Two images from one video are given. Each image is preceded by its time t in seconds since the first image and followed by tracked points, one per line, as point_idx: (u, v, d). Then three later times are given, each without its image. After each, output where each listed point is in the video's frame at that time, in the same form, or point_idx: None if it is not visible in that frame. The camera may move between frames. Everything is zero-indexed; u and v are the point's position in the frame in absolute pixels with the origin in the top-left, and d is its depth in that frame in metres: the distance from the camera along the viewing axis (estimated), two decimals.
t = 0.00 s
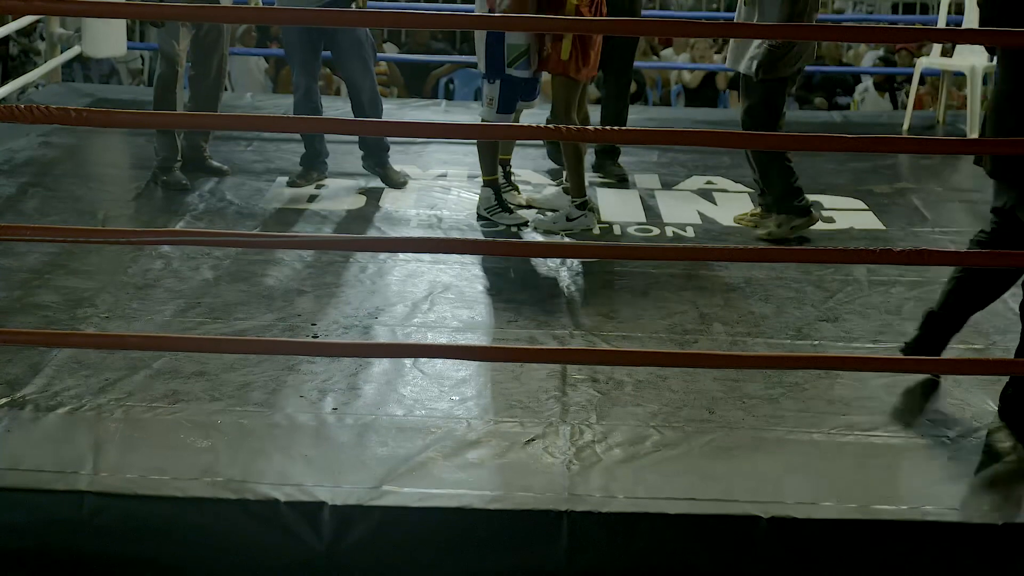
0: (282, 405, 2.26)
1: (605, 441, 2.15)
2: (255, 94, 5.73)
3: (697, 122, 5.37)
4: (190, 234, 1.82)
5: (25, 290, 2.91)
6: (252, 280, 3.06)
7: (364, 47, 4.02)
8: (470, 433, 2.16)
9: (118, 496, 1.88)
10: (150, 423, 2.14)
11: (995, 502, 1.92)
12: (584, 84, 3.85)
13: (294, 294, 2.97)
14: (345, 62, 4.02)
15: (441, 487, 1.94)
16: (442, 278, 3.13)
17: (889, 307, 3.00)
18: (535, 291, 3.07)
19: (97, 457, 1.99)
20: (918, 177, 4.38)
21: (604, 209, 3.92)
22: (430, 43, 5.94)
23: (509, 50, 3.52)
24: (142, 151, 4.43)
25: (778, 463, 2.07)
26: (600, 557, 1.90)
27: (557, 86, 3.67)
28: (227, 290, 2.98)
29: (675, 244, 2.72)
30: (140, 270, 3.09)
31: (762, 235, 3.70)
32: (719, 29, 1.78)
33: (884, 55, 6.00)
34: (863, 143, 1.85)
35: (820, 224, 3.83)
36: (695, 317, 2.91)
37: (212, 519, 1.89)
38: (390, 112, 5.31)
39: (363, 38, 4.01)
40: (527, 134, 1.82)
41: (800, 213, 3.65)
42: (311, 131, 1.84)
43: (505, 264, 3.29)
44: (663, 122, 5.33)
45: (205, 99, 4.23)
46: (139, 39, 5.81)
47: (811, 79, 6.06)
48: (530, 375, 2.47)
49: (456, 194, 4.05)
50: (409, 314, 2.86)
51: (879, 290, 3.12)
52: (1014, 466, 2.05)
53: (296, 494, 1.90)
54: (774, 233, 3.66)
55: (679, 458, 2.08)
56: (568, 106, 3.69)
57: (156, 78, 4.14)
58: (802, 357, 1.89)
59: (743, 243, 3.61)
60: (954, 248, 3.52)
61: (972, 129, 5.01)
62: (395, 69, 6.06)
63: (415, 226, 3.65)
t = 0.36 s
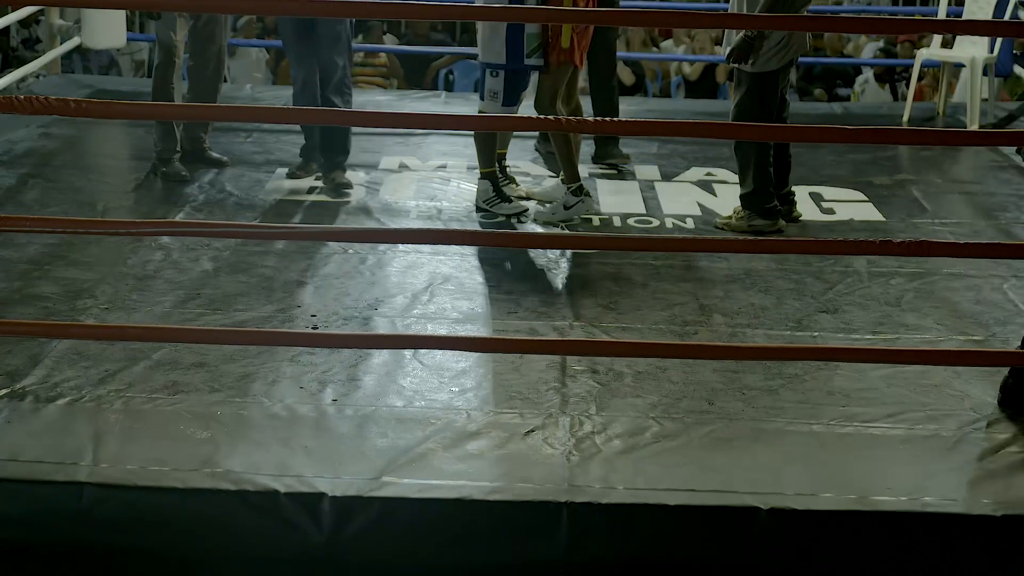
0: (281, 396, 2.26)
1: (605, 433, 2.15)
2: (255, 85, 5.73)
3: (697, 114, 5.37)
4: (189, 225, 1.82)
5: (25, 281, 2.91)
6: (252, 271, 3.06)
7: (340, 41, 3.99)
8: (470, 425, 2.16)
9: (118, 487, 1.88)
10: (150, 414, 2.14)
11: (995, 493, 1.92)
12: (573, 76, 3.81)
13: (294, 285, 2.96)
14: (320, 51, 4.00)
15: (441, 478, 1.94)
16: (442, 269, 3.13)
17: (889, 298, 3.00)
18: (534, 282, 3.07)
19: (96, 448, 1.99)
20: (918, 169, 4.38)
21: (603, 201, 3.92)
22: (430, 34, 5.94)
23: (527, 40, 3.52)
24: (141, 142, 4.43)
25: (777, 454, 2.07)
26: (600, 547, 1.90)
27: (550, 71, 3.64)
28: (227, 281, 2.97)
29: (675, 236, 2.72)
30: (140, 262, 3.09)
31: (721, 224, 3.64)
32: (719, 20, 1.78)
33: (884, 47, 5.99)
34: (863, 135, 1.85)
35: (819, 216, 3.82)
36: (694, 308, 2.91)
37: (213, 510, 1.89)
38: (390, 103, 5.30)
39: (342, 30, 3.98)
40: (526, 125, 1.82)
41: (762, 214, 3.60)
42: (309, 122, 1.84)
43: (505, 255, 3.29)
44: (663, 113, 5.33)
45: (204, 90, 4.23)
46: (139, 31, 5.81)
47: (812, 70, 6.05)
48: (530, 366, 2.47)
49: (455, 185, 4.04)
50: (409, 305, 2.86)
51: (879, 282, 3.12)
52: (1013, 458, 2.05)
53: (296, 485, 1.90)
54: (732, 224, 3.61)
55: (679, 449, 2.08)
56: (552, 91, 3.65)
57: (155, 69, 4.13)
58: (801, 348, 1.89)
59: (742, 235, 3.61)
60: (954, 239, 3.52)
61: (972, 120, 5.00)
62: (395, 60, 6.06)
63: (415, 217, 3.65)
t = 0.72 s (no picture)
0: (281, 387, 2.27)
1: (604, 424, 2.15)
2: (255, 77, 5.72)
3: (697, 105, 5.37)
4: (189, 217, 1.82)
5: (25, 273, 2.91)
6: (252, 263, 3.06)
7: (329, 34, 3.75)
8: (469, 416, 2.16)
9: (118, 479, 1.88)
10: (150, 406, 2.15)
11: (993, 484, 1.92)
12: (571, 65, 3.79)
13: (294, 277, 2.96)
14: (309, 47, 3.76)
15: (441, 469, 1.94)
16: (442, 261, 3.13)
17: (888, 290, 3.00)
18: (535, 274, 3.06)
19: (97, 440, 1.99)
20: (917, 160, 4.38)
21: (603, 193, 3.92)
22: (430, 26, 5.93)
23: (520, 32, 3.52)
24: (141, 134, 4.43)
25: (776, 445, 2.07)
26: (600, 540, 1.90)
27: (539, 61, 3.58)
28: (227, 273, 2.97)
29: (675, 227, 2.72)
30: (140, 253, 3.09)
31: (721, 216, 3.65)
32: (720, 12, 1.78)
33: (885, 39, 5.99)
34: (864, 127, 1.85)
35: (819, 207, 3.83)
36: (694, 300, 2.91)
37: (213, 502, 1.89)
38: (390, 95, 5.30)
39: (334, 25, 3.74)
40: (527, 117, 1.82)
41: (762, 206, 3.60)
42: (308, 113, 1.84)
43: (505, 247, 3.29)
44: (663, 105, 5.33)
45: (204, 82, 4.23)
46: (138, 23, 5.80)
47: (813, 61, 6.06)
48: (530, 358, 2.47)
49: (455, 176, 4.04)
50: (407, 297, 2.86)
51: (879, 274, 3.12)
52: (1011, 449, 2.05)
53: (296, 477, 1.90)
54: (733, 216, 3.62)
55: (678, 441, 2.08)
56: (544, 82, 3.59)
57: (154, 61, 4.13)
58: (799, 340, 1.89)
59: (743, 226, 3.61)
60: (954, 231, 3.52)
61: (972, 112, 5.00)
62: (394, 52, 6.06)
63: (415, 209, 3.65)
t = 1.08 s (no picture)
0: (281, 380, 2.27)
1: (604, 417, 2.15)
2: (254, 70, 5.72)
3: (696, 98, 5.37)
4: (189, 209, 1.82)
5: (24, 266, 2.91)
6: (252, 256, 3.05)
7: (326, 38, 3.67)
8: (469, 409, 2.16)
9: (118, 472, 1.88)
10: (149, 399, 2.15)
11: (992, 477, 1.92)
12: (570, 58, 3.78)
13: (294, 270, 2.96)
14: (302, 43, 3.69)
15: (440, 462, 1.94)
16: (441, 254, 3.13)
17: (888, 283, 3.00)
18: (535, 267, 3.06)
19: (97, 433, 1.99)
20: (917, 153, 4.38)
21: (603, 185, 3.92)
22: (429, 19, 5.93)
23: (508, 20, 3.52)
24: (140, 127, 4.42)
25: (775, 438, 2.07)
26: (600, 532, 1.90)
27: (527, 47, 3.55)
28: (227, 266, 2.97)
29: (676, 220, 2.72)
30: (139, 246, 3.09)
31: (721, 209, 3.65)
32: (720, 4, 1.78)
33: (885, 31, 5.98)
34: (864, 118, 1.85)
35: (819, 200, 3.83)
36: (693, 293, 2.91)
37: (212, 494, 1.89)
38: (390, 88, 5.30)
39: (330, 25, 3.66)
40: (525, 110, 1.82)
41: (761, 199, 3.60)
42: (309, 105, 1.83)
43: (504, 240, 3.29)
44: (662, 97, 5.32)
45: (204, 75, 4.22)
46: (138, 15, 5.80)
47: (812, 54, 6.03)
48: (529, 350, 2.46)
49: (455, 169, 4.04)
50: (406, 290, 2.85)
51: (879, 267, 3.12)
52: (1011, 442, 2.05)
53: (296, 470, 1.90)
54: (732, 209, 3.62)
55: (678, 433, 2.08)
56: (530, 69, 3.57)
57: (154, 53, 4.13)
58: (800, 332, 1.89)
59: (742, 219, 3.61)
60: (953, 224, 3.52)
61: (972, 104, 5.00)
62: (394, 45, 6.05)
63: (414, 201, 3.65)
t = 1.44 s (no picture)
0: (281, 373, 2.27)
1: (604, 410, 2.15)
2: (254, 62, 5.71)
3: (697, 91, 5.36)
4: (189, 201, 1.82)
5: (23, 259, 2.90)
6: (252, 249, 3.05)
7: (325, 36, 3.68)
8: (468, 401, 2.16)
9: (117, 464, 1.88)
10: (149, 391, 2.15)
11: (992, 470, 1.92)
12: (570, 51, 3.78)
13: (294, 263, 2.96)
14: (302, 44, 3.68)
15: (440, 454, 1.94)
16: (441, 247, 3.13)
17: (888, 276, 3.00)
18: (535, 260, 3.06)
19: (97, 425, 1.99)
20: (916, 146, 4.38)
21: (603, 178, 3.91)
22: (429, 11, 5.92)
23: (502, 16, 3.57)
24: (140, 119, 4.42)
25: (774, 430, 2.08)
26: (600, 524, 1.90)
27: (520, 41, 3.55)
28: (226, 259, 2.96)
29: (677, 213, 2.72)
30: (138, 239, 3.09)
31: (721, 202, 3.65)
32: None
33: (884, 24, 5.98)
34: (864, 111, 1.85)
35: (819, 192, 3.83)
36: (693, 286, 2.91)
37: (212, 487, 1.89)
38: (389, 81, 5.29)
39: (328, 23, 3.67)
40: (525, 102, 1.82)
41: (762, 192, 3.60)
42: (309, 98, 1.83)
43: (503, 233, 3.28)
44: (662, 90, 5.32)
45: (203, 67, 4.22)
46: (137, 8, 5.79)
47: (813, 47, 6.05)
48: (529, 344, 2.46)
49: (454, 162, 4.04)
50: (405, 283, 2.85)
51: (879, 260, 3.12)
52: (1010, 435, 2.05)
53: (296, 462, 1.90)
54: (732, 202, 3.62)
55: (678, 426, 2.08)
56: (522, 64, 3.57)
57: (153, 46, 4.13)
58: (800, 325, 1.89)
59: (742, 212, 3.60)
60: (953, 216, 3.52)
61: (972, 97, 5.00)
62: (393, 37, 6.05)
63: (414, 194, 3.65)
